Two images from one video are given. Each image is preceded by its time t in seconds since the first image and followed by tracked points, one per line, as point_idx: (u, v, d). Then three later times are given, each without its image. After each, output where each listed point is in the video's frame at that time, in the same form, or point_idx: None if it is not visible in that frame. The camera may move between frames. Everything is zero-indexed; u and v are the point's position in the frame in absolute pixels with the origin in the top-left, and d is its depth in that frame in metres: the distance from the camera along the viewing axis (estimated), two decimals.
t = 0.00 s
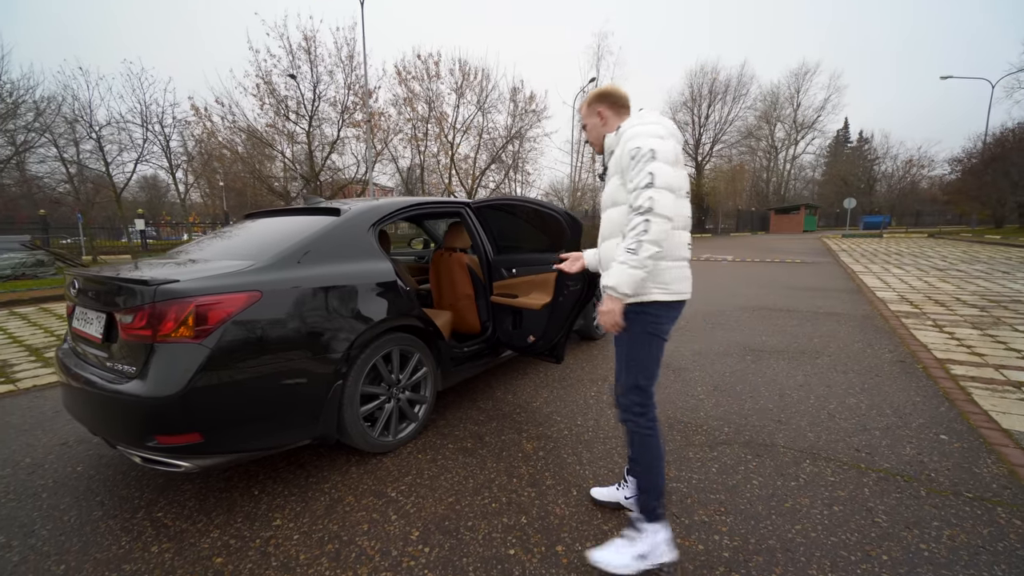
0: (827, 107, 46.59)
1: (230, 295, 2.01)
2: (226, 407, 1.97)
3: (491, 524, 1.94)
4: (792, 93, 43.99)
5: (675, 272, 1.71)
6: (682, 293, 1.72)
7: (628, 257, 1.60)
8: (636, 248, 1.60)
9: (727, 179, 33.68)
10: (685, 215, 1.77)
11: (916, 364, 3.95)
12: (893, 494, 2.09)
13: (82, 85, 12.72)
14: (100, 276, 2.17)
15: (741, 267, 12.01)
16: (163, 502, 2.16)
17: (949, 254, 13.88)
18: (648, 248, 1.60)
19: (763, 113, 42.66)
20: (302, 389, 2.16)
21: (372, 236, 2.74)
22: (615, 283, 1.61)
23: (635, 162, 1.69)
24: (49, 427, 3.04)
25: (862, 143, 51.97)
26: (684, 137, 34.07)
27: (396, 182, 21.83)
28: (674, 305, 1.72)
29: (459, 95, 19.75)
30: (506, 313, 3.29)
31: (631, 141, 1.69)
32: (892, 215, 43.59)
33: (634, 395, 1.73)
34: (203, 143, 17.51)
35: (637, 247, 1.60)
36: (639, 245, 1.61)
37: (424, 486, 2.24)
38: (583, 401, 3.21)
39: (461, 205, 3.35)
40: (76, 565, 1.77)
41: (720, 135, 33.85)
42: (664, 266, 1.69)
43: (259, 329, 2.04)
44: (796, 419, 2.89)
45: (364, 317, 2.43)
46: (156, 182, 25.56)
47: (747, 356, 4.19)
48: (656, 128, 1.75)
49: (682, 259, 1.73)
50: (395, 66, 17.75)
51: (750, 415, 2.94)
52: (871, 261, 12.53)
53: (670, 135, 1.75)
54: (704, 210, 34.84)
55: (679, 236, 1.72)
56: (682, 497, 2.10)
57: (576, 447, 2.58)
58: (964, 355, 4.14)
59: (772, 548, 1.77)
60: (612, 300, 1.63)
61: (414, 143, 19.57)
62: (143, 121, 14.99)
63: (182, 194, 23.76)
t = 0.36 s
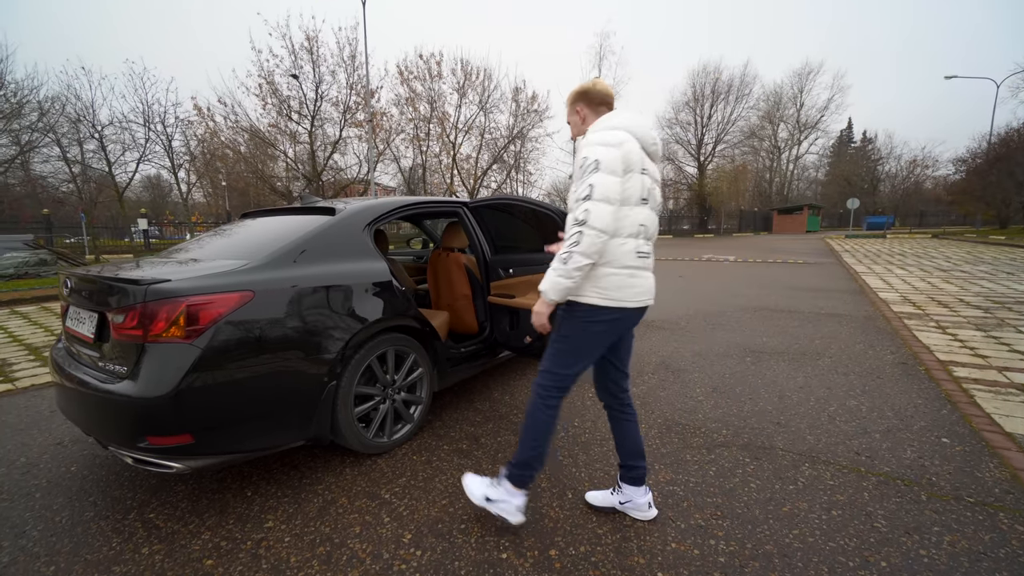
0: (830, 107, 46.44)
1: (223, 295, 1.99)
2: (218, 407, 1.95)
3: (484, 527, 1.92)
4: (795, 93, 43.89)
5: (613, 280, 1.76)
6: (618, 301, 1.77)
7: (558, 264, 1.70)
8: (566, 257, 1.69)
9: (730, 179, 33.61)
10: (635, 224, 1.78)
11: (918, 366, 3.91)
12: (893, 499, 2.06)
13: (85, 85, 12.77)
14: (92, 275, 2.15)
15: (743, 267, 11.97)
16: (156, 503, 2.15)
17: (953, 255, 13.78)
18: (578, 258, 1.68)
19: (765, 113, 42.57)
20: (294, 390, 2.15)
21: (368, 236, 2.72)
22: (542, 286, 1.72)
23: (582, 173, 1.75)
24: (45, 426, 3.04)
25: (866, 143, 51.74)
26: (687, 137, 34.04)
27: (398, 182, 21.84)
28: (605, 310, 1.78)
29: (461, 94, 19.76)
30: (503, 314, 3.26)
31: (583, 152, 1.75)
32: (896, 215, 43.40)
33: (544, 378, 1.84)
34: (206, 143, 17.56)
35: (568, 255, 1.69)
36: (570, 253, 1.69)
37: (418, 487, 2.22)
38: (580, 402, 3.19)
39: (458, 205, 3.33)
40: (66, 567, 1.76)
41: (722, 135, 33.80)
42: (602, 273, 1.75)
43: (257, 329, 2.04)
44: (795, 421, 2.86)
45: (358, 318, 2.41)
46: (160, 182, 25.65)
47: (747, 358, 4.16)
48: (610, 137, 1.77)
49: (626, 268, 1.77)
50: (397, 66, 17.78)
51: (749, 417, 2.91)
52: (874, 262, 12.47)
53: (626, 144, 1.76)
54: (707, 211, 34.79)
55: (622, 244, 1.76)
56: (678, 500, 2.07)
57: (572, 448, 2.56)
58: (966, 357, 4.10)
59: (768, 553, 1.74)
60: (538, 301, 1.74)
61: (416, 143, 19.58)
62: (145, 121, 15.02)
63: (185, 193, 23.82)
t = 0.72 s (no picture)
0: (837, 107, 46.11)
1: (223, 296, 1.99)
2: (220, 407, 1.95)
3: (485, 529, 1.91)
4: (802, 92, 43.63)
5: (532, 294, 1.89)
6: (535, 311, 1.89)
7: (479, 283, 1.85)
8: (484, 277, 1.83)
9: (735, 179, 33.45)
10: (550, 242, 1.87)
11: (924, 369, 3.86)
12: (898, 505, 2.04)
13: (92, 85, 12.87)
14: (95, 276, 2.16)
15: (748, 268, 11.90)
16: (158, 502, 2.16)
17: (962, 255, 13.63)
18: (495, 279, 1.79)
19: (771, 112, 42.34)
20: (295, 391, 2.15)
21: (369, 237, 2.72)
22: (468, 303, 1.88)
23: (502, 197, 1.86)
24: (50, 424, 3.07)
25: (874, 143, 51.35)
26: (691, 137, 33.93)
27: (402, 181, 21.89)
28: (525, 319, 1.91)
29: (465, 94, 19.78)
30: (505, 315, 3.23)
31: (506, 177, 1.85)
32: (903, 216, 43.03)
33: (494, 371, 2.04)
34: (212, 143, 17.67)
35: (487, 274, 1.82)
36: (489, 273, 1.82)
37: (419, 489, 2.22)
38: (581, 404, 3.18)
39: (461, 205, 3.32)
40: (69, 565, 1.77)
41: (727, 135, 33.67)
42: (522, 289, 1.88)
43: (260, 330, 2.05)
44: (799, 424, 2.83)
45: (359, 319, 2.41)
46: (166, 182, 25.86)
47: (751, 360, 4.13)
48: (527, 159, 1.84)
49: (540, 282, 1.88)
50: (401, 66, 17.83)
51: (752, 420, 2.89)
52: (881, 263, 12.36)
53: (541, 166, 1.82)
54: (712, 211, 34.63)
55: (536, 261, 1.86)
56: (680, 504, 2.06)
57: (573, 451, 2.55)
58: (973, 360, 4.05)
59: (771, 558, 1.73)
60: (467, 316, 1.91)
61: (421, 142, 19.60)
62: (151, 121, 15.14)
63: (191, 193, 23.98)
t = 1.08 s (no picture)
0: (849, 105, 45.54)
1: (229, 297, 2.02)
2: (226, 406, 1.98)
3: (487, 530, 1.91)
4: (813, 91, 43.15)
5: (471, 287, 2.02)
6: (476, 301, 2.01)
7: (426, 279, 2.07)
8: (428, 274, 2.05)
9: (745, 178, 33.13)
10: (480, 237, 1.99)
11: (937, 372, 3.79)
12: (907, 510, 2.00)
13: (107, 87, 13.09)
14: (105, 277, 2.20)
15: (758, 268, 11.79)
16: (166, 499, 2.19)
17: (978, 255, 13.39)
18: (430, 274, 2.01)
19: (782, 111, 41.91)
20: (300, 391, 2.17)
21: (374, 237, 2.73)
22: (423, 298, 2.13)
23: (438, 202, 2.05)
24: (63, 422, 3.12)
25: (887, 141, 50.61)
26: (701, 136, 33.69)
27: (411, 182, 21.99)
28: (472, 308, 2.03)
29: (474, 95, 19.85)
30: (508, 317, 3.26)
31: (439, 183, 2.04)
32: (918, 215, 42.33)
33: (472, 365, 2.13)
34: (223, 145, 17.90)
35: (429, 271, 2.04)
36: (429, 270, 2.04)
37: (422, 489, 2.22)
38: (585, 405, 3.17)
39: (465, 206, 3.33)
40: (79, 561, 1.80)
41: (737, 134, 33.43)
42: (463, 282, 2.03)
43: (269, 330, 2.08)
44: (807, 427, 2.80)
45: (364, 319, 2.42)
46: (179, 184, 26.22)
47: (759, 362, 4.09)
48: (453, 165, 2.01)
49: (477, 275, 2.00)
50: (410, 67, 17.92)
51: (759, 423, 2.86)
52: (894, 263, 12.18)
53: (461, 170, 1.97)
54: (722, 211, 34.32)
55: (469, 256, 2.01)
56: (684, 507, 2.04)
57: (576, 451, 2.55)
58: (988, 362, 3.98)
59: (775, 563, 1.71)
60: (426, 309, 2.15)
61: (429, 143, 19.66)
62: (164, 124, 15.36)
63: (203, 194, 24.28)
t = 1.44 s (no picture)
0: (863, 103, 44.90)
1: (227, 297, 2.03)
2: (224, 406, 1.99)
3: (482, 532, 1.90)
4: (826, 88, 42.59)
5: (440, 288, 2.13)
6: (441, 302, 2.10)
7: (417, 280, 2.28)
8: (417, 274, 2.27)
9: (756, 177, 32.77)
10: (444, 243, 2.09)
11: (948, 374, 3.71)
12: (912, 517, 1.96)
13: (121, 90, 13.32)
14: (107, 279, 2.22)
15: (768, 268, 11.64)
16: (165, 499, 2.21)
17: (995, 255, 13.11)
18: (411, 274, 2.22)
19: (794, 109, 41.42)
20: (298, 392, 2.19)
21: (373, 238, 2.74)
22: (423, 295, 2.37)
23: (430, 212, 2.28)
24: (70, 421, 3.17)
25: (901, 139, 49.76)
26: (711, 135, 33.41)
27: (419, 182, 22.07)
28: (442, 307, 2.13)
29: (481, 95, 19.89)
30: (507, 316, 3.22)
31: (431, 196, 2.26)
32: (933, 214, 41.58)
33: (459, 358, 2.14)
34: (234, 146, 18.11)
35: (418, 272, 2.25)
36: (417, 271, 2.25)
37: (418, 490, 2.22)
38: (585, 406, 3.15)
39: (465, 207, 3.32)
40: (78, 558, 1.82)
41: (747, 133, 33.11)
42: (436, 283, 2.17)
43: (274, 330, 2.11)
44: (810, 431, 2.75)
45: (364, 320, 2.44)
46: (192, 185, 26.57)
47: (764, 363, 4.03)
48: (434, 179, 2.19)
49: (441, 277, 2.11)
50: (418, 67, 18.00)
51: (762, 426, 2.82)
52: (908, 263, 11.97)
53: (433, 182, 2.12)
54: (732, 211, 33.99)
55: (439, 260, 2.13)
56: (682, 511, 2.02)
57: (573, 454, 2.53)
58: (1001, 365, 3.88)
59: (772, 569, 1.68)
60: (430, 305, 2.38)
61: (437, 144, 19.70)
62: (176, 126, 15.57)
63: (215, 195, 24.57)
